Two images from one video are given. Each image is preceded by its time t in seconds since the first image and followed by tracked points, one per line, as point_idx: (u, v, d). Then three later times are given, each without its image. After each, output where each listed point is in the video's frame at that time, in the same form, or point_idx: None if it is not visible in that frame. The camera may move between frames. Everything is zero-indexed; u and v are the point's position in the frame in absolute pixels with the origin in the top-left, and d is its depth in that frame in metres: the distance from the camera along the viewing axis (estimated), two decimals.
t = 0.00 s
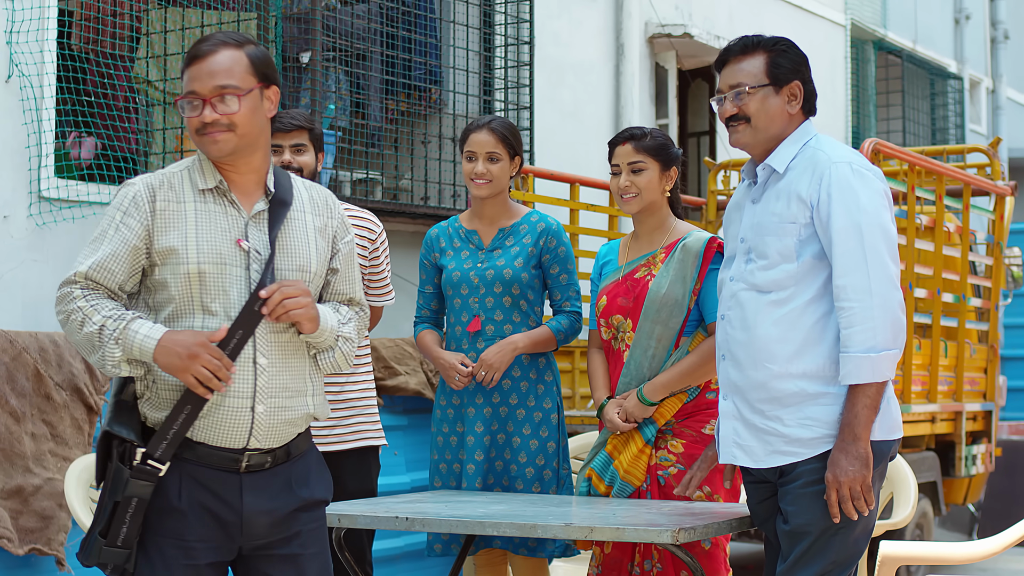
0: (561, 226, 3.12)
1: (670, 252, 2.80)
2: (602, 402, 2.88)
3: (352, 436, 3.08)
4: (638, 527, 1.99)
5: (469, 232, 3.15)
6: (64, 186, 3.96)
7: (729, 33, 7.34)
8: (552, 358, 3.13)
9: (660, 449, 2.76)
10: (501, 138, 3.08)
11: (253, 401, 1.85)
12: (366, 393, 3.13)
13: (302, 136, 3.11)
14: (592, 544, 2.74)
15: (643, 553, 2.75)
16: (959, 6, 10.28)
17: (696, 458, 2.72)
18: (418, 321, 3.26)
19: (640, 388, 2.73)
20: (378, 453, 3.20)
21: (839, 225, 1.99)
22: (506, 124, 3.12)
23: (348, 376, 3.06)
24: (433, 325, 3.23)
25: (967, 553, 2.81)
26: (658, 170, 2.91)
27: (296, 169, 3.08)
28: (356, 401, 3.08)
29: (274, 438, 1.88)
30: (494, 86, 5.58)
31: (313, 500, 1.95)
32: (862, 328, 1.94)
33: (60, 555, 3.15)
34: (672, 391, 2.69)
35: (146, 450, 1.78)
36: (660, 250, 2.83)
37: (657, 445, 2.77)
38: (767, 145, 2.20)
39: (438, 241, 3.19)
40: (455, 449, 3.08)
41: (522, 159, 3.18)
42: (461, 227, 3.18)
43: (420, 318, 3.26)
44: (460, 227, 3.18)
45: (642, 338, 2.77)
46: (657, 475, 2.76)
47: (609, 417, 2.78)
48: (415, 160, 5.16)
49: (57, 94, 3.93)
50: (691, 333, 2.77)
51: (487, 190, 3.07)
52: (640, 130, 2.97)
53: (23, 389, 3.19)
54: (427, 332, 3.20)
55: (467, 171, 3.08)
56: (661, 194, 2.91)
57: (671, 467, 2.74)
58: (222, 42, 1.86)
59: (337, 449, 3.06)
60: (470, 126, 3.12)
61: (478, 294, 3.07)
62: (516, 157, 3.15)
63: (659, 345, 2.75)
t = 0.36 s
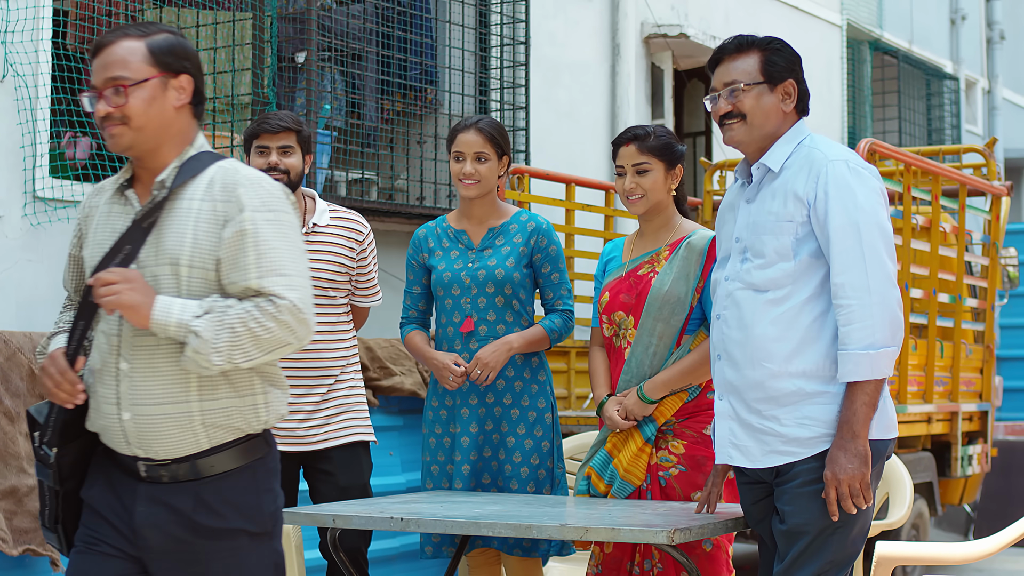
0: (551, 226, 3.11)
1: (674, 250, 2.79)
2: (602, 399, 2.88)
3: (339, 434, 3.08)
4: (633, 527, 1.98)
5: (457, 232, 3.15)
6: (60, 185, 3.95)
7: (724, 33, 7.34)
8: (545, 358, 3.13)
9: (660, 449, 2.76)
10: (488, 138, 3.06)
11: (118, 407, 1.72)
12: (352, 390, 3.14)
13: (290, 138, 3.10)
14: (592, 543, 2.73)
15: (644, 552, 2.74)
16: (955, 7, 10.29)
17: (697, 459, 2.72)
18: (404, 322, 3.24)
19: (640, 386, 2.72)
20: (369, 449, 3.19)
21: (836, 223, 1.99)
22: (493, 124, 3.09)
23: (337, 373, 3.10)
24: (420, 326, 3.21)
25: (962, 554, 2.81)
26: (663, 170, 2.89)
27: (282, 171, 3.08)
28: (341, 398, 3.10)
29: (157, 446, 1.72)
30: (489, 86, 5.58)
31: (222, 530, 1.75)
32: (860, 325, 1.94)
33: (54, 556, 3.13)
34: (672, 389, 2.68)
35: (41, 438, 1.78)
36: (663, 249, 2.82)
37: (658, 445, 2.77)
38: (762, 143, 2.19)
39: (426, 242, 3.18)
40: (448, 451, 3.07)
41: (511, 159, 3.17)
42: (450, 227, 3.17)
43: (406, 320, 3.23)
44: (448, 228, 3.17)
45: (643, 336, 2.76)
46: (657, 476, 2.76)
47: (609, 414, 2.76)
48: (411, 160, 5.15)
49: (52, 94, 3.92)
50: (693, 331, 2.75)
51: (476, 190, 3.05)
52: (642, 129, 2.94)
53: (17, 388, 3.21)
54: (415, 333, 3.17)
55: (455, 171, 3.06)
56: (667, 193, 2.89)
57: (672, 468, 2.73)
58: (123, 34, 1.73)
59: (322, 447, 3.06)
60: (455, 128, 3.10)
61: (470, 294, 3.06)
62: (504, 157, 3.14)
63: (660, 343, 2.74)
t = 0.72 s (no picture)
0: (543, 227, 3.11)
1: (678, 250, 2.77)
2: (601, 400, 2.86)
3: (340, 437, 3.07)
4: (629, 529, 1.98)
5: (450, 233, 3.13)
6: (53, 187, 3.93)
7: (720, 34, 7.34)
8: (537, 359, 3.12)
9: (659, 451, 2.75)
10: (479, 138, 3.05)
11: None
12: (354, 392, 3.12)
13: (291, 138, 3.09)
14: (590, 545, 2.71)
15: (643, 555, 2.72)
16: (951, 7, 10.30)
17: (696, 462, 2.70)
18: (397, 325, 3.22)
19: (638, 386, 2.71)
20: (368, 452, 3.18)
21: (832, 223, 1.99)
22: (484, 125, 3.08)
23: (338, 374, 3.09)
24: (413, 328, 3.19)
25: (959, 555, 2.81)
26: (668, 173, 2.84)
27: (282, 171, 3.07)
28: (343, 400, 3.09)
29: None
30: (485, 87, 5.58)
31: None
32: (855, 325, 1.94)
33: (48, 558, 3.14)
34: (672, 389, 2.67)
35: None
36: (668, 249, 2.81)
37: (655, 447, 2.76)
38: (759, 143, 2.19)
39: (418, 243, 3.17)
40: (440, 453, 3.05)
41: (504, 159, 3.14)
42: (442, 228, 3.16)
43: (399, 322, 3.21)
44: (440, 229, 3.15)
45: (643, 336, 2.75)
46: (656, 477, 2.74)
47: (608, 413, 2.76)
48: (406, 161, 5.15)
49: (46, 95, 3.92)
50: (693, 332, 2.74)
51: (466, 191, 3.04)
52: (644, 130, 2.86)
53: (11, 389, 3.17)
54: (407, 335, 3.16)
55: (447, 172, 3.05)
56: (672, 196, 2.86)
57: (671, 470, 2.72)
58: None
59: (325, 449, 3.05)
60: (448, 126, 3.09)
61: (461, 295, 3.06)
62: (495, 157, 3.12)
63: (660, 343, 2.73)
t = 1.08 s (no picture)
0: (539, 230, 3.11)
1: (680, 256, 2.76)
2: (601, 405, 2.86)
3: (353, 444, 3.07)
4: (624, 533, 1.97)
5: (447, 236, 3.12)
6: (47, 190, 3.92)
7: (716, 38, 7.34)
8: (533, 363, 3.11)
9: (660, 457, 2.74)
10: (475, 141, 3.04)
11: None
12: (366, 402, 3.12)
13: (315, 143, 3.06)
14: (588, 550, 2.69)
15: (643, 561, 2.71)
16: (947, 11, 10.31)
17: (696, 468, 2.70)
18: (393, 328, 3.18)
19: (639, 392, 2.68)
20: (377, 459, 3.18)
21: (820, 223, 1.98)
22: (480, 128, 3.07)
23: (352, 381, 3.09)
24: (410, 332, 3.15)
25: (955, 559, 2.80)
26: (672, 178, 2.82)
27: (305, 176, 3.05)
28: (357, 408, 3.09)
29: None
30: (480, 90, 5.57)
31: None
32: (840, 327, 1.93)
33: (41, 562, 3.14)
34: (672, 396, 2.65)
35: None
36: (670, 254, 2.80)
37: (657, 453, 2.75)
38: (756, 145, 2.18)
39: (415, 247, 3.15)
40: (435, 456, 3.04)
41: (499, 163, 3.14)
42: (438, 232, 3.14)
43: (395, 325, 3.18)
44: (437, 232, 3.14)
45: (644, 341, 2.73)
46: (657, 483, 2.74)
47: (608, 419, 2.74)
48: (401, 164, 5.14)
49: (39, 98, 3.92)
50: (695, 338, 2.72)
51: (461, 194, 3.04)
52: (650, 133, 2.84)
53: (3, 394, 3.13)
54: (404, 338, 3.12)
55: (443, 175, 3.04)
56: (676, 200, 2.85)
57: (671, 476, 2.72)
58: None
59: (338, 455, 3.04)
60: (444, 128, 3.08)
61: (457, 298, 3.05)
62: (492, 161, 3.11)
63: (660, 349, 2.71)
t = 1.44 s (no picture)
0: (543, 232, 3.10)
1: (683, 258, 2.74)
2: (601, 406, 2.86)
3: (354, 449, 3.05)
4: (621, 536, 1.96)
5: (450, 238, 3.11)
6: (44, 192, 3.91)
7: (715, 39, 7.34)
8: (535, 366, 3.10)
9: (659, 460, 2.72)
10: (476, 142, 3.04)
11: None
12: (367, 408, 3.11)
13: (335, 150, 3.07)
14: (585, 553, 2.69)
15: (643, 564, 2.69)
16: (945, 13, 10.32)
17: (695, 471, 2.69)
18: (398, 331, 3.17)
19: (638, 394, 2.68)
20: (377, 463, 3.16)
21: (811, 222, 1.97)
22: (483, 128, 3.07)
23: (355, 388, 3.08)
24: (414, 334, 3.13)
25: (955, 562, 2.77)
26: (678, 180, 2.82)
27: (321, 182, 3.05)
28: (359, 413, 3.08)
29: None
30: (478, 92, 5.56)
31: None
32: (828, 326, 1.92)
33: (37, 565, 3.13)
34: (671, 399, 2.64)
35: None
36: (674, 257, 2.78)
37: (656, 456, 2.73)
38: (755, 145, 2.17)
39: (418, 248, 3.13)
40: (435, 459, 3.03)
41: (503, 165, 3.14)
42: (441, 233, 3.13)
43: (400, 327, 3.16)
44: (440, 233, 3.13)
45: (644, 343, 2.73)
46: (657, 486, 2.73)
47: (607, 420, 2.74)
48: (399, 166, 5.13)
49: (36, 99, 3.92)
50: (696, 342, 2.71)
51: (463, 195, 3.02)
52: (658, 135, 2.83)
53: None
54: (406, 341, 3.09)
55: (445, 175, 3.03)
56: (680, 203, 2.84)
57: (670, 479, 2.70)
58: None
59: (338, 459, 3.03)
60: (446, 129, 3.08)
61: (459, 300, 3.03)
62: (494, 162, 3.10)
63: (660, 351, 2.71)
